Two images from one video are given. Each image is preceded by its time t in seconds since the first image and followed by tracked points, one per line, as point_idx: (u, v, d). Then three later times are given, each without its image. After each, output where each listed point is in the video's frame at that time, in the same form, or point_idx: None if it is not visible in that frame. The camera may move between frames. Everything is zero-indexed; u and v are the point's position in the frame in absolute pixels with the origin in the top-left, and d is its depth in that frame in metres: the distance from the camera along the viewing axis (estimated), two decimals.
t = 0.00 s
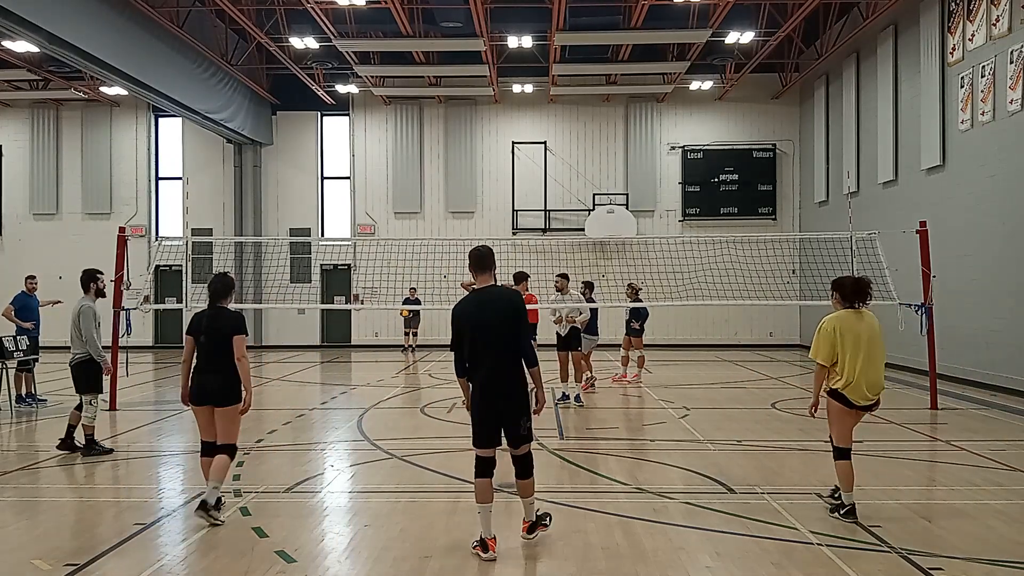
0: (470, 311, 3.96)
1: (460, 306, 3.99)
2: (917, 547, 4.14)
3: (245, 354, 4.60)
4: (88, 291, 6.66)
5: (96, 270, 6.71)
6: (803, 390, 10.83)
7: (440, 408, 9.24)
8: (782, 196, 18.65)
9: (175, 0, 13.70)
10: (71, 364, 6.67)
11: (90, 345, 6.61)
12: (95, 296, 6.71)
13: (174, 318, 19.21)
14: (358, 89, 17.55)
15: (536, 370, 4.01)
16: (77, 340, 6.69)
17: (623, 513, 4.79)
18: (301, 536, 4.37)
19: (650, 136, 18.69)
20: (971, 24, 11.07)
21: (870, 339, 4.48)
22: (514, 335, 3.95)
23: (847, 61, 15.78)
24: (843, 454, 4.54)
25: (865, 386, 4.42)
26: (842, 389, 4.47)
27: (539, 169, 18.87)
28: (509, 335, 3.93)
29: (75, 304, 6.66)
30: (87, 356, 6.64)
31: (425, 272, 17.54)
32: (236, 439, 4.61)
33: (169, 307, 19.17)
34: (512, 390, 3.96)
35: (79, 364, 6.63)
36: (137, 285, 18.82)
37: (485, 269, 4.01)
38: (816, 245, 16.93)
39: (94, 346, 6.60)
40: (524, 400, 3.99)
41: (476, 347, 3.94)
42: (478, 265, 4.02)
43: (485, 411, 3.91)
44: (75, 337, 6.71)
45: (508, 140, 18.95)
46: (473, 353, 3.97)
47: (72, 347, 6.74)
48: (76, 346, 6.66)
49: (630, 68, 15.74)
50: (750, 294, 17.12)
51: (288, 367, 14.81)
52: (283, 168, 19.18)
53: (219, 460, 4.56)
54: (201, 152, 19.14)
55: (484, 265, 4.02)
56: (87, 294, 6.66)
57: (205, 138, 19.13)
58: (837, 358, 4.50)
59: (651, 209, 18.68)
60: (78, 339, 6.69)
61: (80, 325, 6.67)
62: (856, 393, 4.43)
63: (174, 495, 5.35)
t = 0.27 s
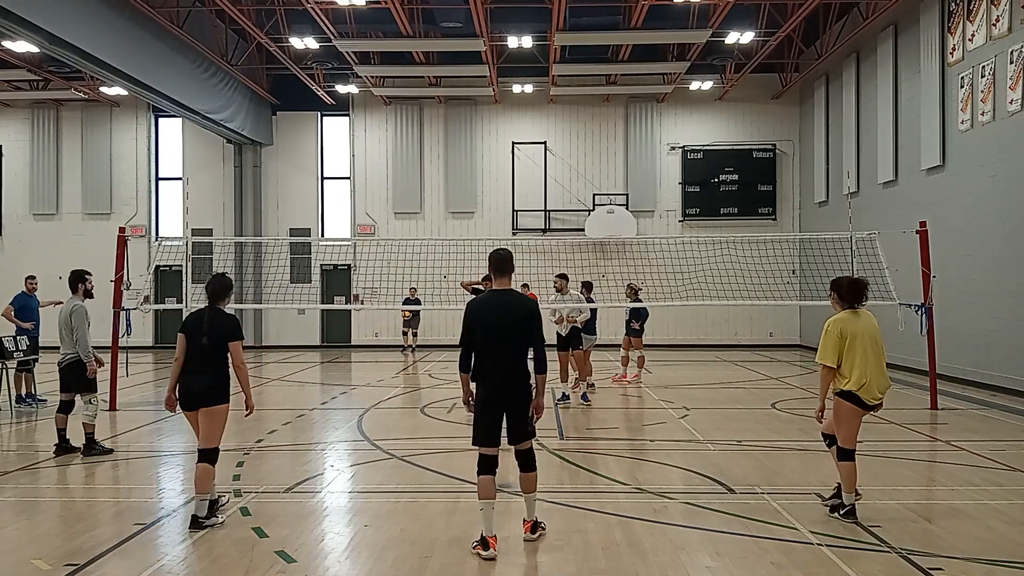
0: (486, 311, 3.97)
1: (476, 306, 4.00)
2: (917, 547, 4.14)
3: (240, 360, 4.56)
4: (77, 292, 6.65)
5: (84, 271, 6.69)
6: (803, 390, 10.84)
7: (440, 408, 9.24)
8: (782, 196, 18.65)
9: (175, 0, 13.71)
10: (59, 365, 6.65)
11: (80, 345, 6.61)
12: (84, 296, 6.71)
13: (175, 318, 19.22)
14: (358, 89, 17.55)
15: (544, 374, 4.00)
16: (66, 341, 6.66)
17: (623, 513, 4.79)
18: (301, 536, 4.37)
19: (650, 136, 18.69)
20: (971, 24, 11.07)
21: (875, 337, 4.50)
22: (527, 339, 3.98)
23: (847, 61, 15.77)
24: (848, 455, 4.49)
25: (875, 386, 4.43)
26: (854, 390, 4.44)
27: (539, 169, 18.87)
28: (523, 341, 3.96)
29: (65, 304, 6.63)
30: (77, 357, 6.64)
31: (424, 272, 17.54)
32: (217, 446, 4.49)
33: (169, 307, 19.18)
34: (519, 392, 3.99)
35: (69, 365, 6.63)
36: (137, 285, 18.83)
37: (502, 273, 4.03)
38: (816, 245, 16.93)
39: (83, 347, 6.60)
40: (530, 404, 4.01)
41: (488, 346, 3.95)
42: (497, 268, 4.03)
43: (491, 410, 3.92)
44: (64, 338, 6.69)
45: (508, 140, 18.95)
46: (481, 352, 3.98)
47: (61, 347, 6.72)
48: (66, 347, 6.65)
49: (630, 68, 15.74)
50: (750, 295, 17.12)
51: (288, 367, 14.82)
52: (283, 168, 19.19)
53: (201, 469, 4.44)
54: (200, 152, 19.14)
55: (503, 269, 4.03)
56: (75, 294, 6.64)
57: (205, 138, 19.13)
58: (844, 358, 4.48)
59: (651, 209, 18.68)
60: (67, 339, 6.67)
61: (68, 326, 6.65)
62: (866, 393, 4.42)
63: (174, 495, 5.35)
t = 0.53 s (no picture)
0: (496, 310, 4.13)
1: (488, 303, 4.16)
2: (917, 547, 4.14)
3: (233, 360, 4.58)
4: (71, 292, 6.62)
5: (77, 270, 6.66)
6: (803, 390, 10.84)
7: (440, 408, 9.24)
8: (782, 196, 18.65)
9: (175, 0, 13.71)
10: (55, 365, 6.65)
11: (77, 344, 6.61)
12: (78, 295, 6.68)
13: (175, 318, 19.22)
14: (358, 89, 17.55)
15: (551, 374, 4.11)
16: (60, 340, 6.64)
17: (623, 513, 4.79)
18: (301, 537, 4.37)
19: (650, 136, 18.69)
20: (971, 24, 11.07)
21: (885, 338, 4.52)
22: (533, 338, 4.14)
23: (846, 61, 15.77)
24: (850, 454, 4.48)
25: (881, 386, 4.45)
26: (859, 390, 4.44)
27: (539, 169, 18.87)
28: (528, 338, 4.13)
29: (61, 304, 6.57)
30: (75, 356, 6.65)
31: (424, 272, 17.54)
32: (211, 445, 4.46)
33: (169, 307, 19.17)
34: (523, 389, 4.13)
35: (68, 364, 6.64)
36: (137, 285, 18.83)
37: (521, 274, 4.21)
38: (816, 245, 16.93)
39: (80, 346, 6.59)
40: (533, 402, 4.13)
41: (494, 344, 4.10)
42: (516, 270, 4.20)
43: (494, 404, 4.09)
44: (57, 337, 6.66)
45: (508, 140, 18.95)
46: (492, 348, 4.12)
47: (55, 346, 6.68)
48: (62, 346, 6.64)
49: (630, 68, 15.73)
50: (750, 294, 17.11)
51: (287, 367, 14.82)
52: (283, 168, 19.18)
53: (197, 469, 4.40)
54: (200, 152, 19.13)
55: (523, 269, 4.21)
56: (70, 293, 6.62)
57: (205, 137, 19.13)
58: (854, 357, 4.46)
59: (651, 209, 18.68)
60: (62, 338, 6.65)
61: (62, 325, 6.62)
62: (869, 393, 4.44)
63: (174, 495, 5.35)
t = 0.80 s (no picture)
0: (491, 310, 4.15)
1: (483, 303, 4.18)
2: (917, 547, 4.14)
3: (213, 360, 4.58)
4: (71, 291, 6.64)
5: (73, 270, 6.65)
6: (803, 390, 10.84)
7: (440, 408, 9.24)
8: (782, 196, 18.65)
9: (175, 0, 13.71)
10: (56, 364, 6.63)
11: (79, 343, 6.65)
12: (76, 295, 6.70)
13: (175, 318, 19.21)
14: (358, 89, 17.55)
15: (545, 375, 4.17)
16: (60, 339, 6.64)
17: (623, 513, 4.79)
18: (301, 536, 4.37)
19: (650, 136, 18.69)
20: (971, 24, 11.07)
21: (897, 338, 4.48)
22: (528, 339, 4.20)
23: (846, 61, 15.77)
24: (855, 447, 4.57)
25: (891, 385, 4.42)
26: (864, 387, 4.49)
27: (539, 169, 18.87)
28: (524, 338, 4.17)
29: (59, 303, 6.64)
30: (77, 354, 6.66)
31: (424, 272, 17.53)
32: (202, 445, 4.49)
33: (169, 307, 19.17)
34: (518, 390, 4.17)
35: (68, 363, 6.65)
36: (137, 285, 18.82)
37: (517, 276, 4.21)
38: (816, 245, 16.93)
39: (83, 344, 6.64)
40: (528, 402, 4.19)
41: (490, 344, 4.13)
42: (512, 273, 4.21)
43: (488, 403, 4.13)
44: (56, 336, 6.65)
45: (508, 140, 18.95)
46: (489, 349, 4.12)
47: (53, 346, 6.66)
48: (61, 345, 6.64)
49: (630, 68, 15.73)
50: (750, 295, 17.10)
51: (287, 367, 14.82)
52: (283, 168, 19.18)
53: (193, 468, 4.44)
54: (200, 152, 19.13)
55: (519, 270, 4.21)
56: (70, 293, 6.64)
57: (205, 137, 19.14)
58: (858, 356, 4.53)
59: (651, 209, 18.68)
60: (61, 338, 6.66)
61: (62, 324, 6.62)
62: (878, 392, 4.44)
63: (174, 495, 5.35)
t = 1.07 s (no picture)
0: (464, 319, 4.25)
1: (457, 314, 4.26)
2: (917, 547, 4.14)
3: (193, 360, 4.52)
4: (74, 290, 6.64)
5: (75, 270, 6.64)
6: (803, 390, 10.84)
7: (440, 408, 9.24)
8: (782, 196, 18.64)
9: (175, 0, 13.71)
10: (58, 365, 6.63)
11: (79, 344, 6.63)
12: (77, 295, 6.68)
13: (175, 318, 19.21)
14: (358, 89, 17.55)
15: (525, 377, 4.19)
16: (61, 339, 6.64)
17: (623, 513, 4.79)
18: (301, 536, 4.37)
19: (650, 136, 18.69)
20: (971, 24, 11.07)
21: (907, 337, 4.49)
22: (502, 345, 4.23)
23: (847, 61, 15.77)
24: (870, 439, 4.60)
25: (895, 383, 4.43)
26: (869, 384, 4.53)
27: (539, 169, 18.87)
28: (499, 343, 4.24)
29: (60, 304, 6.60)
30: (78, 354, 6.65)
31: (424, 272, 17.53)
32: (198, 438, 4.68)
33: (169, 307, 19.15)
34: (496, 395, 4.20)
35: (69, 363, 6.64)
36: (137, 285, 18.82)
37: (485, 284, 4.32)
38: (816, 245, 16.92)
39: (84, 345, 6.62)
40: (508, 406, 4.20)
41: (464, 351, 4.22)
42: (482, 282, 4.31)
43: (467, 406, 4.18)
44: (58, 336, 6.65)
45: (508, 140, 18.95)
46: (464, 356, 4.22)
47: (55, 346, 6.67)
48: (63, 345, 6.63)
49: (629, 68, 15.73)
50: (750, 295, 17.09)
51: (287, 367, 14.82)
52: (283, 168, 19.18)
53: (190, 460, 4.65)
54: (201, 152, 19.14)
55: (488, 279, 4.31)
56: (70, 292, 6.61)
57: (205, 137, 19.14)
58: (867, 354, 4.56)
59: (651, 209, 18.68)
60: (63, 338, 6.65)
61: (63, 323, 6.62)
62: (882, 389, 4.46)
63: (174, 495, 5.35)
